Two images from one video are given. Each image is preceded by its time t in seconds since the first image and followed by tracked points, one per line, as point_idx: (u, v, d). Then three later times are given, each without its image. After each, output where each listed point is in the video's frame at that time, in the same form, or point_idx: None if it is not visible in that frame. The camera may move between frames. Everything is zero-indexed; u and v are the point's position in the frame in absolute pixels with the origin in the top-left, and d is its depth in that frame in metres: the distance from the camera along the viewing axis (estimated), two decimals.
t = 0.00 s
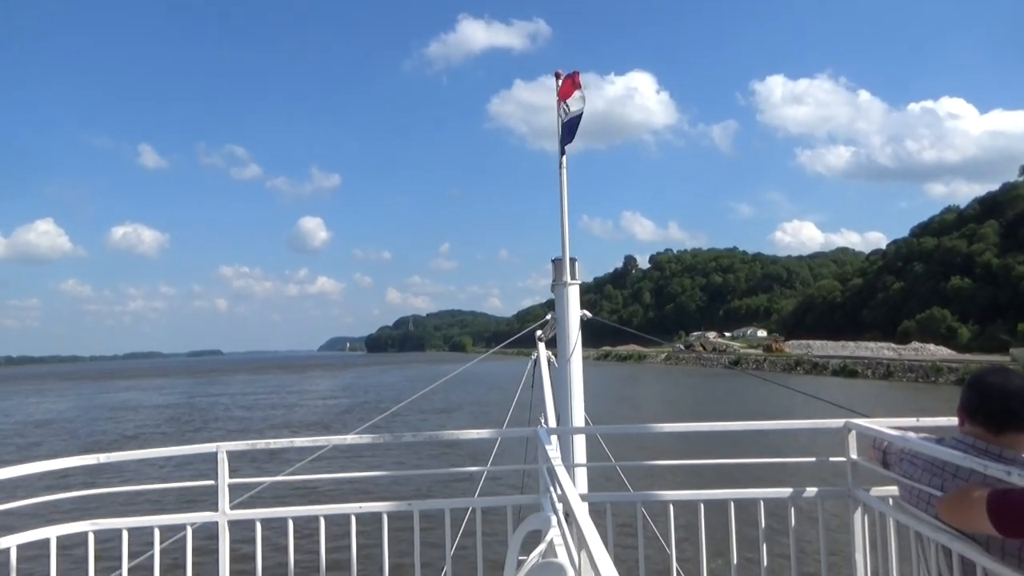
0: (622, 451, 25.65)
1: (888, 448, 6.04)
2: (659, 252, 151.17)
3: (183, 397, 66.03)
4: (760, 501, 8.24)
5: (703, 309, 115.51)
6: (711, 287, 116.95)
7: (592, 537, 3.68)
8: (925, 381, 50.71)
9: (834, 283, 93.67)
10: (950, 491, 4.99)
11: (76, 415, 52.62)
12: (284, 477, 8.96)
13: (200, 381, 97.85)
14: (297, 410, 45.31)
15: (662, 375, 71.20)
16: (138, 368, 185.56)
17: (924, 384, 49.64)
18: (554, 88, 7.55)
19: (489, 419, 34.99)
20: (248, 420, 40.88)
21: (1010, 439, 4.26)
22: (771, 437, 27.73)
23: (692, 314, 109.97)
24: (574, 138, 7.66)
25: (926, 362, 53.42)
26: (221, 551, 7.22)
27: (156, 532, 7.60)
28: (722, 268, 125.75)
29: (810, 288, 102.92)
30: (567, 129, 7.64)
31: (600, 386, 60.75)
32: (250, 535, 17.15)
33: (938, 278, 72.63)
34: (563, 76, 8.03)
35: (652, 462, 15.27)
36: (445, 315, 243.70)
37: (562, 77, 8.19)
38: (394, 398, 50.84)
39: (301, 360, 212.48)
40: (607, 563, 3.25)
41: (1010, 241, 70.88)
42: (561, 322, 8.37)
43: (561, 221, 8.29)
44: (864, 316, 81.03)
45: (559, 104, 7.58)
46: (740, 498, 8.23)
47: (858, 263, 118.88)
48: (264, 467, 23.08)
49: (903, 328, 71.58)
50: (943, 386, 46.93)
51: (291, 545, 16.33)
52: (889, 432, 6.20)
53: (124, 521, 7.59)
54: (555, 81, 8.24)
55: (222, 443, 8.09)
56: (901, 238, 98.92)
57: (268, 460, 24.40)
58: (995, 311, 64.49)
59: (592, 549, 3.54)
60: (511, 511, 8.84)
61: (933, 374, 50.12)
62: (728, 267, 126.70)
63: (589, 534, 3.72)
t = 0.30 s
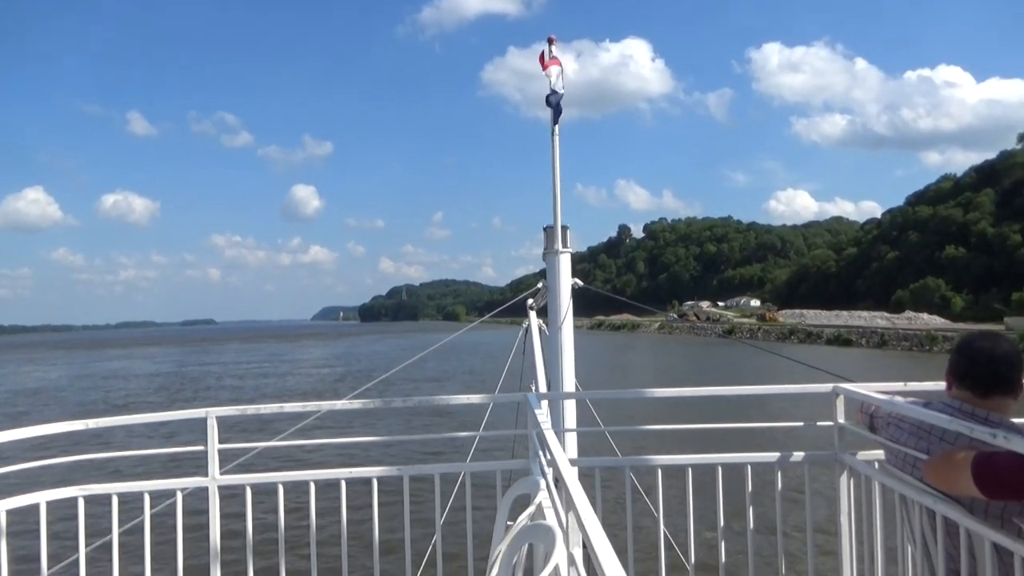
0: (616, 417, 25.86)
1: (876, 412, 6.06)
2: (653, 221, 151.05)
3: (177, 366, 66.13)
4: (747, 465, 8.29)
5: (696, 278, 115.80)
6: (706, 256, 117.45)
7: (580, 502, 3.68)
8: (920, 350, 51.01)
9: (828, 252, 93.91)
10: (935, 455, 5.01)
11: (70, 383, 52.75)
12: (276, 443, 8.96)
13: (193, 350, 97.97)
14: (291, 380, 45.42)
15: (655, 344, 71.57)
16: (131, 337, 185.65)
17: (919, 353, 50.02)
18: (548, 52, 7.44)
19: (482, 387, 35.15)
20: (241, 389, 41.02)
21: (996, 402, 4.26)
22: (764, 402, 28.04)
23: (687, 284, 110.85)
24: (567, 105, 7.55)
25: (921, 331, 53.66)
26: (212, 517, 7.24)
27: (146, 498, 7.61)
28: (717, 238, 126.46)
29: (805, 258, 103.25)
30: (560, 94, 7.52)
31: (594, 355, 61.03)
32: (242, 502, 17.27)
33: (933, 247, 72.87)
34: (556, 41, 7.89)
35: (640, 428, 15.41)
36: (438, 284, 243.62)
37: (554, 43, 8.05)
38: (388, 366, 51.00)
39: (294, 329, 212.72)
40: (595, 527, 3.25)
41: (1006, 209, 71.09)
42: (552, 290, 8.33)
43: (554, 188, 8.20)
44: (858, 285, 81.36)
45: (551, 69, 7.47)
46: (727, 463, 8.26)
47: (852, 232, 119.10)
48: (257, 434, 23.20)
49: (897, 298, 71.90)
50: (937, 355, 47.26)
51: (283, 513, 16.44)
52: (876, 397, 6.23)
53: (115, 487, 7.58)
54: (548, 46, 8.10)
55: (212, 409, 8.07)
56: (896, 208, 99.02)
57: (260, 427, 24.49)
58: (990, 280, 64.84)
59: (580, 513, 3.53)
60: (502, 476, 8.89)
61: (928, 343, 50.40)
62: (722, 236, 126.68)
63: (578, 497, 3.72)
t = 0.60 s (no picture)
0: (590, 409, 26.06)
1: (842, 406, 6.17)
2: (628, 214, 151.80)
3: (146, 359, 65.21)
4: (718, 459, 8.35)
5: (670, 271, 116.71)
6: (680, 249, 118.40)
7: (553, 498, 3.71)
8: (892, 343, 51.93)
9: (800, 246, 95.27)
10: (899, 448, 5.12)
11: (36, 376, 51.83)
12: (247, 437, 8.89)
13: (164, 342, 96.76)
14: (263, 373, 45.02)
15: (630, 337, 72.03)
16: (98, 329, 182.80)
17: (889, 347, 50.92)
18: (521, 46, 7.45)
19: (457, 380, 35.16)
20: (213, 382, 40.59)
21: (957, 397, 4.37)
22: (737, 395, 28.44)
23: (661, 276, 111.50)
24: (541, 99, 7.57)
25: (892, 325, 54.58)
26: (181, 513, 7.17)
27: (113, 494, 7.51)
28: (691, 230, 127.23)
29: (777, 251, 104.53)
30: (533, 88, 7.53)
31: (569, 348, 61.23)
32: (212, 496, 17.10)
33: (903, 241, 74.25)
34: (530, 34, 7.89)
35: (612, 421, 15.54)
36: (413, 276, 242.68)
37: (529, 36, 8.04)
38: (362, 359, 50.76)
39: (266, 321, 210.77)
40: (567, 521, 3.28)
41: (974, 204, 72.67)
42: (526, 284, 8.35)
43: (527, 181, 8.21)
44: (830, 279, 82.57)
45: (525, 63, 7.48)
46: (699, 456, 8.33)
47: (823, 226, 120.84)
48: (228, 428, 22.99)
49: (868, 291, 73.03)
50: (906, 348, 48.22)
51: (254, 508, 16.31)
52: (843, 390, 6.34)
53: (80, 482, 7.47)
54: (522, 38, 8.10)
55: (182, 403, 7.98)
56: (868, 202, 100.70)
57: (232, 421, 24.27)
58: (958, 274, 66.25)
59: (554, 506, 3.56)
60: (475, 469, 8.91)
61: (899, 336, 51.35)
62: (696, 230, 127.67)
63: (551, 493, 3.74)
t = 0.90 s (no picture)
0: (583, 418, 26.15)
1: (830, 414, 6.25)
2: (621, 224, 152.15)
3: (137, 370, 64.88)
4: (708, 466, 8.39)
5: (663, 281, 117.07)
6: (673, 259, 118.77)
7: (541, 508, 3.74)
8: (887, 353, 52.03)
9: (793, 255, 95.67)
10: (886, 454, 5.20)
11: (26, 388, 51.55)
12: (238, 447, 8.91)
13: (154, 353, 96.38)
14: (255, 384, 44.87)
15: (624, 348, 72.02)
16: (89, 340, 181.98)
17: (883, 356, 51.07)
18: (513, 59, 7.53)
19: (450, 391, 35.15)
20: (205, 394, 40.44)
21: (943, 403, 4.44)
22: (730, 402, 28.55)
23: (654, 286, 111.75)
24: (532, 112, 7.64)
25: (887, 334, 54.69)
26: (171, 523, 7.16)
27: (103, 504, 7.50)
28: (683, 240, 127.64)
29: (770, 261, 104.95)
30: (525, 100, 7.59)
31: (562, 358, 61.23)
32: (202, 507, 17.03)
33: (896, 251, 74.68)
34: (520, 46, 7.99)
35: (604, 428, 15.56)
36: (406, 286, 242.51)
37: (519, 48, 8.12)
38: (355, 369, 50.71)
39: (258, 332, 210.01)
40: (559, 528, 3.31)
41: (966, 214, 73.20)
42: (517, 294, 8.39)
43: (518, 191, 8.27)
44: (823, 288, 82.91)
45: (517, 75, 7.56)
46: (690, 464, 8.37)
47: (815, 236, 121.44)
48: (218, 439, 22.92)
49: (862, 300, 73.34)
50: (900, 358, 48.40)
51: (244, 518, 16.24)
52: (831, 397, 6.41)
53: (70, 493, 7.47)
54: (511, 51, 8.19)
55: (175, 413, 8.01)
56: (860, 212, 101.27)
57: (223, 433, 24.20)
58: (951, 283, 66.64)
59: (545, 516, 3.59)
60: (468, 478, 8.93)
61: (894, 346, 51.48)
62: (689, 239, 128.20)
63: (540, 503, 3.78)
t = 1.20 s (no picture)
0: (589, 425, 26.12)
1: (831, 419, 6.25)
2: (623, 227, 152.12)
3: (140, 379, 64.98)
4: (711, 473, 8.38)
5: (666, 284, 116.97)
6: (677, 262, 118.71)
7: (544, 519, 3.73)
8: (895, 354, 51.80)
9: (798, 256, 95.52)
10: (887, 459, 5.20)
11: (31, 399, 51.69)
12: (241, 457, 8.93)
13: (158, 362, 96.46)
14: (259, 392, 44.89)
15: (628, 351, 71.92)
16: (93, 349, 182.30)
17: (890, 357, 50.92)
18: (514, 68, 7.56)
19: (454, 397, 35.14)
20: (209, 403, 40.44)
21: (942, 407, 4.43)
22: (737, 407, 28.52)
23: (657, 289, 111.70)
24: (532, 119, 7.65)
25: (895, 335, 54.44)
26: (175, 535, 7.16)
27: (106, 516, 7.50)
28: (687, 243, 127.57)
29: (774, 263, 104.80)
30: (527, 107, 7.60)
31: (565, 362, 61.21)
32: (207, 517, 17.03)
33: (901, 250, 74.57)
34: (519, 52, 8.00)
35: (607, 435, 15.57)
36: (409, 292, 242.52)
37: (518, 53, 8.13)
38: (359, 376, 50.70)
39: (261, 340, 210.08)
40: (560, 538, 3.31)
41: (972, 212, 73.09)
42: (517, 301, 8.40)
43: (517, 198, 8.29)
44: (828, 289, 82.78)
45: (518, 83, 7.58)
46: (693, 470, 8.34)
47: (819, 237, 121.31)
48: (222, 450, 22.93)
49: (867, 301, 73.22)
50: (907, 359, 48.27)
51: (249, 529, 16.24)
52: (831, 402, 6.42)
53: (74, 505, 7.48)
54: (510, 57, 8.20)
55: (179, 424, 8.03)
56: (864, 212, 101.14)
57: (227, 443, 24.21)
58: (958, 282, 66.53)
59: (547, 526, 3.58)
60: (469, 486, 8.92)
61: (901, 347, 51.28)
62: (692, 242, 128.06)
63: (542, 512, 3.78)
